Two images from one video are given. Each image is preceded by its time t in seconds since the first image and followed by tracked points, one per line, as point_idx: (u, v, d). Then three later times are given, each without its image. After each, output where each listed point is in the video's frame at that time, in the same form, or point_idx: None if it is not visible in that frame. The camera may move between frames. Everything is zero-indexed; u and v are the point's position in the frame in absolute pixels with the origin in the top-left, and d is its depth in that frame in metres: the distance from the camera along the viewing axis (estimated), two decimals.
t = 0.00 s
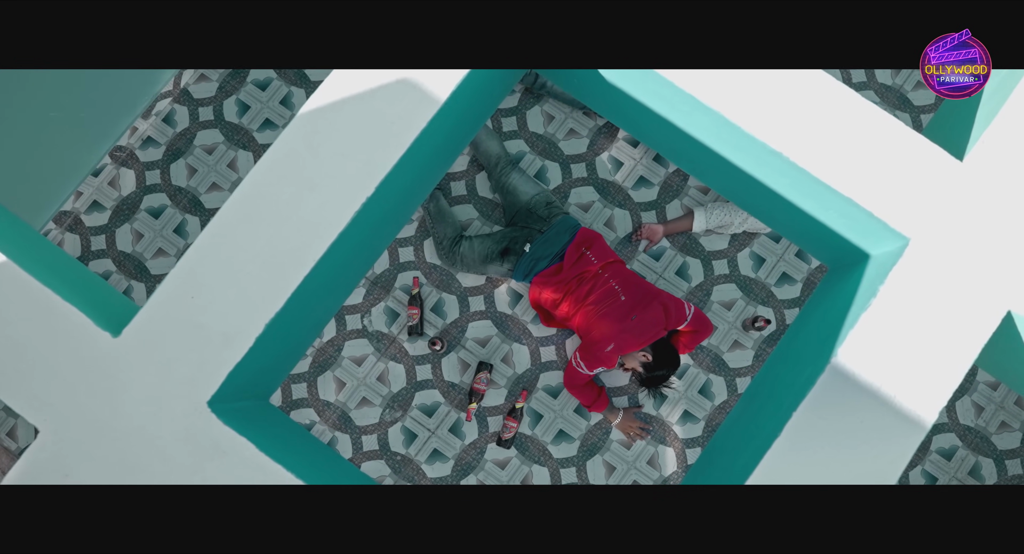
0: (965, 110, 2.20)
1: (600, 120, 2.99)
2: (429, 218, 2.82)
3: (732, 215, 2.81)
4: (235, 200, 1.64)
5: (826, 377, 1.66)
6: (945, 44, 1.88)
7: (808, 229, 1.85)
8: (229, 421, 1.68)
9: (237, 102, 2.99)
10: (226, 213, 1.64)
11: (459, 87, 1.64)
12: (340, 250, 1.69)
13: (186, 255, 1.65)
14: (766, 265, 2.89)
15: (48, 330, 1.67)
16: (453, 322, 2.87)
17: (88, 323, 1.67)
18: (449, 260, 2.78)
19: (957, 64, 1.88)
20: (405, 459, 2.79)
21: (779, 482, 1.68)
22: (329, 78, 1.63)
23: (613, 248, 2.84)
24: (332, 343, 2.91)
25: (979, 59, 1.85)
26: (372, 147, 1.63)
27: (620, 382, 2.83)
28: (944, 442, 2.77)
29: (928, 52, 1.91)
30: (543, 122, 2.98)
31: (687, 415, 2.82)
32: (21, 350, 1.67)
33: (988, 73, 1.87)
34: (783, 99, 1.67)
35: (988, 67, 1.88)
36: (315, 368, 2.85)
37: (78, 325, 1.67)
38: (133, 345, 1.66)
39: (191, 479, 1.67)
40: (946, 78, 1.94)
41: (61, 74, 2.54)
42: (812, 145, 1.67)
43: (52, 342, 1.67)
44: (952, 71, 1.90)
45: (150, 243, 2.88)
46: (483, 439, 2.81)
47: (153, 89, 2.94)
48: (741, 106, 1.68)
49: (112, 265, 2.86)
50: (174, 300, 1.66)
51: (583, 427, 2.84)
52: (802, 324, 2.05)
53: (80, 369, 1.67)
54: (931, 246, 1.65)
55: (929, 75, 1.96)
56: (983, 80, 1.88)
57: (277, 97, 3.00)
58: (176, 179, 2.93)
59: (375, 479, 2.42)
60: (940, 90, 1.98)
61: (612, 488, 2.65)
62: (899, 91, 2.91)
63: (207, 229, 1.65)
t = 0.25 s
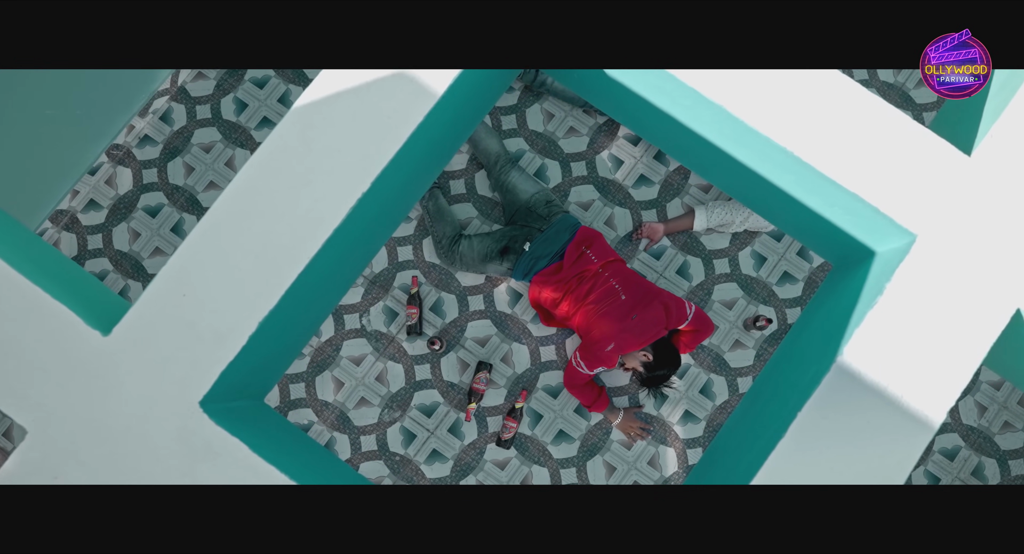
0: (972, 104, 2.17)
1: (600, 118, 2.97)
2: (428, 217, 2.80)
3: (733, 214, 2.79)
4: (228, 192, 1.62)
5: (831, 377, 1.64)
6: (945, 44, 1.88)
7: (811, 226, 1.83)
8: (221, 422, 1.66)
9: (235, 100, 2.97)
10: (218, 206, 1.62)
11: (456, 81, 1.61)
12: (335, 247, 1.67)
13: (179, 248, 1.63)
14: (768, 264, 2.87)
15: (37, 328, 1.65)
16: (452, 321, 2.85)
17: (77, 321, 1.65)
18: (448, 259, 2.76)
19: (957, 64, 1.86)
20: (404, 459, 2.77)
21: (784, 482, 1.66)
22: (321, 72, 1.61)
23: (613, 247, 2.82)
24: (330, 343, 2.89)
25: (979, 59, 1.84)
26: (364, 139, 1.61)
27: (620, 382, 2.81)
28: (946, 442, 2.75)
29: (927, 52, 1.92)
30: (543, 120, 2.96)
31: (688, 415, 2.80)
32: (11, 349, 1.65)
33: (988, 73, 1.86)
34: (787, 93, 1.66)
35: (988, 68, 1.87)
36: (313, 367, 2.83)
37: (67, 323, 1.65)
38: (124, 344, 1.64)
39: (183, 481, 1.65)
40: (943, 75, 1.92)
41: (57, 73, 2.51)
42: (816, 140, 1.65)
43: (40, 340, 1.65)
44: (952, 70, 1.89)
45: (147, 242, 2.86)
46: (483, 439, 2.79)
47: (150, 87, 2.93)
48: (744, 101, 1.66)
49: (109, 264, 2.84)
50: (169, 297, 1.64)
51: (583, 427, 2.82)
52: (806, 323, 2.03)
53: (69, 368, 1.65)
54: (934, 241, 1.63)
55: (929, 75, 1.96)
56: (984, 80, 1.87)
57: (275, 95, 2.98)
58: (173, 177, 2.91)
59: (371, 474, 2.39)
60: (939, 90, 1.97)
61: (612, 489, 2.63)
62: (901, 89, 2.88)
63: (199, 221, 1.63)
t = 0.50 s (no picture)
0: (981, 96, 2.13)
1: (600, 116, 2.94)
2: (427, 215, 2.78)
3: (734, 213, 2.77)
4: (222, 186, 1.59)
5: (837, 376, 1.62)
6: (945, 44, 1.85)
7: (815, 222, 1.81)
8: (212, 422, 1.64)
9: (233, 98, 2.95)
10: (212, 200, 1.60)
11: (454, 76, 1.59)
12: (329, 244, 1.65)
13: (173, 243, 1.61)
14: (769, 263, 2.85)
15: (25, 327, 1.63)
16: (451, 321, 2.83)
17: (66, 319, 1.63)
18: (447, 258, 2.74)
19: (957, 64, 1.84)
20: (403, 460, 2.75)
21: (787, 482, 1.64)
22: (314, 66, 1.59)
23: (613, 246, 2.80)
24: (329, 343, 2.87)
25: (979, 59, 1.81)
26: (361, 135, 1.59)
27: (621, 382, 2.79)
28: (949, 442, 2.73)
29: (927, 52, 1.88)
30: (543, 118, 2.94)
31: (689, 416, 2.78)
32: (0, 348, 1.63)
33: (988, 73, 1.83)
34: (790, 87, 1.64)
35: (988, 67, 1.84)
36: (312, 367, 2.81)
37: (56, 322, 1.63)
38: (114, 343, 1.63)
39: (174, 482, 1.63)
40: (943, 76, 1.89)
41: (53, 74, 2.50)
42: (821, 134, 1.63)
43: (29, 339, 1.63)
44: (952, 71, 1.87)
45: (145, 241, 2.84)
46: (482, 439, 2.77)
47: (146, 84, 2.90)
48: (747, 95, 1.64)
49: (106, 263, 2.82)
50: (165, 295, 1.62)
51: (583, 427, 2.80)
52: (810, 322, 2.01)
53: (59, 368, 1.63)
54: (937, 238, 1.61)
55: (928, 75, 1.92)
56: (984, 80, 1.84)
57: (273, 93, 2.96)
58: (170, 176, 2.89)
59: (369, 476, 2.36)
60: (939, 90, 1.93)
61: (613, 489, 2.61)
62: (903, 86, 2.87)
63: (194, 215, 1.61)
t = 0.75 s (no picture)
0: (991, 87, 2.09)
1: (601, 114, 2.92)
2: (426, 214, 2.76)
3: (735, 212, 2.75)
4: (219, 182, 1.58)
5: (842, 374, 1.61)
6: (945, 44, 1.82)
7: (818, 219, 1.79)
8: (205, 423, 1.62)
9: (231, 96, 2.93)
10: (207, 194, 1.58)
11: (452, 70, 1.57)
12: (324, 241, 1.63)
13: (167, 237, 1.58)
14: (770, 262, 2.83)
15: (14, 326, 1.61)
16: (450, 321, 2.81)
17: (55, 318, 1.61)
18: (446, 257, 2.72)
19: (957, 64, 1.81)
20: (402, 460, 2.73)
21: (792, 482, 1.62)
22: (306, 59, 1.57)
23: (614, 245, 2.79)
24: (327, 342, 2.85)
25: (979, 59, 1.79)
26: (357, 130, 1.57)
27: (621, 381, 2.78)
28: (952, 443, 2.71)
29: (927, 52, 1.86)
30: (542, 116, 2.92)
31: (690, 416, 2.76)
32: None
33: (988, 73, 1.81)
34: (794, 81, 1.62)
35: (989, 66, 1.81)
36: (310, 367, 2.79)
37: (45, 321, 1.61)
38: (103, 342, 1.61)
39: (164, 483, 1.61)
40: (943, 76, 1.86)
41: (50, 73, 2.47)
42: (826, 129, 1.61)
43: (17, 338, 1.61)
44: (952, 71, 1.84)
45: (142, 241, 2.83)
46: (482, 440, 2.75)
47: (145, 83, 2.88)
48: (750, 89, 1.62)
49: (102, 263, 2.80)
50: (155, 292, 1.60)
51: (583, 427, 2.78)
52: (814, 320, 2.00)
53: (48, 368, 1.61)
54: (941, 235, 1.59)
55: (928, 75, 1.89)
56: (984, 80, 1.82)
57: (271, 91, 2.94)
58: (168, 174, 2.87)
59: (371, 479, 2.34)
60: (939, 90, 1.90)
61: (613, 490, 2.59)
62: (905, 84, 2.85)
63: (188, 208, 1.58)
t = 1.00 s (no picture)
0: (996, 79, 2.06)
1: (601, 112, 2.90)
2: (425, 213, 2.74)
3: (736, 210, 2.73)
4: (214, 176, 1.55)
5: (847, 373, 1.59)
6: (945, 44, 1.79)
7: (823, 215, 1.78)
8: (197, 424, 1.60)
9: (228, 94, 2.92)
10: (201, 189, 1.56)
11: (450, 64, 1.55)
12: (319, 238, 1.61)
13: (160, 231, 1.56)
14: (772, 261, 2.81)
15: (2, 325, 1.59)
16: (449, 320, 2.79)
17: (44, 317, 1.59)
18: (445, 256, 2.70)
19: (957, 64, 1.79)
20: (401, 461, 2.72)
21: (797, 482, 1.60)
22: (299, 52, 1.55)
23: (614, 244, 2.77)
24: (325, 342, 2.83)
25: (979, 59, 1.77)
26: (354, 125, 1.55)
27: (621, 381, 2.76)
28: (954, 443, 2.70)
29: (927, 52, 1.82)
30: (542, 114, 2.90)
31: (690, 416, 2.74)
32: None
33: (988, 73, 1.79)
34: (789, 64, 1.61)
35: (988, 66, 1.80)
36: (308, 367, 2.77)
37: (34, 320, 1.59)
38: (92, 341, 1.59)
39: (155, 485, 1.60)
40: (944, 76, 1.83)
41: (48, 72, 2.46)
42: (831, 123, 1.59)
43: (5, 337, 1.59)
44: (952, 71, 1.81)
45: (139, 240, 2.81)
46: (481, 440, 2.73)
47: (142, 81, 2.86)
48: (754, 83, 1.60)
49: (99, 262, 2.78)
50: (146, 290, 1.58)
51: (583, 428, 2.76)
52: (819, 318, 1.98)
53: (37, 368, 1.59)
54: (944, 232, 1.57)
55: (927, 75, 1.87)
56: (984, 80, 1.80)
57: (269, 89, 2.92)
58: (165, 173, 2.86)
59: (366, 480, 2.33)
60: (939, 90, 1.88)
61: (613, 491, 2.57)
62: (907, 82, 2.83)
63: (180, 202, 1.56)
